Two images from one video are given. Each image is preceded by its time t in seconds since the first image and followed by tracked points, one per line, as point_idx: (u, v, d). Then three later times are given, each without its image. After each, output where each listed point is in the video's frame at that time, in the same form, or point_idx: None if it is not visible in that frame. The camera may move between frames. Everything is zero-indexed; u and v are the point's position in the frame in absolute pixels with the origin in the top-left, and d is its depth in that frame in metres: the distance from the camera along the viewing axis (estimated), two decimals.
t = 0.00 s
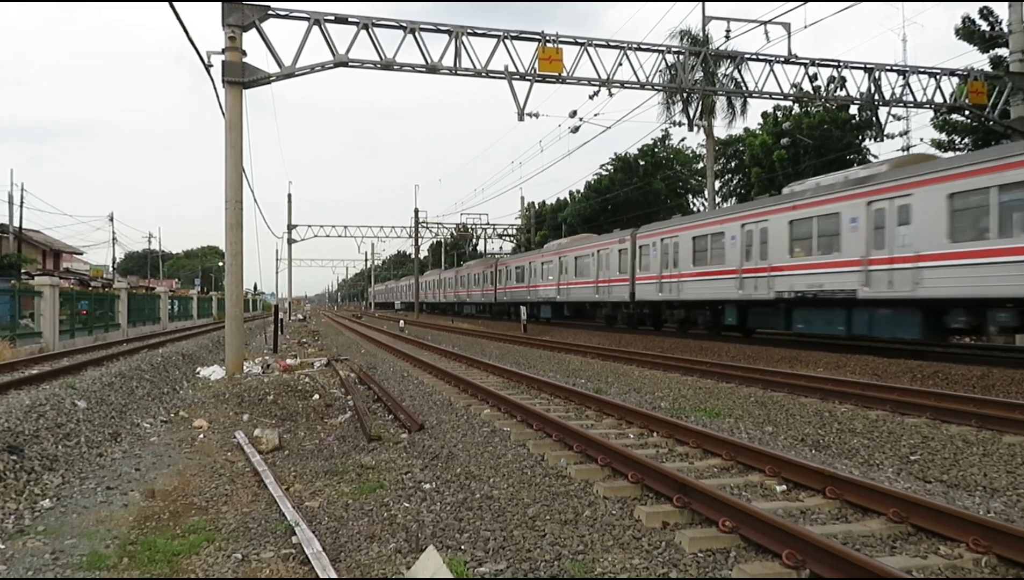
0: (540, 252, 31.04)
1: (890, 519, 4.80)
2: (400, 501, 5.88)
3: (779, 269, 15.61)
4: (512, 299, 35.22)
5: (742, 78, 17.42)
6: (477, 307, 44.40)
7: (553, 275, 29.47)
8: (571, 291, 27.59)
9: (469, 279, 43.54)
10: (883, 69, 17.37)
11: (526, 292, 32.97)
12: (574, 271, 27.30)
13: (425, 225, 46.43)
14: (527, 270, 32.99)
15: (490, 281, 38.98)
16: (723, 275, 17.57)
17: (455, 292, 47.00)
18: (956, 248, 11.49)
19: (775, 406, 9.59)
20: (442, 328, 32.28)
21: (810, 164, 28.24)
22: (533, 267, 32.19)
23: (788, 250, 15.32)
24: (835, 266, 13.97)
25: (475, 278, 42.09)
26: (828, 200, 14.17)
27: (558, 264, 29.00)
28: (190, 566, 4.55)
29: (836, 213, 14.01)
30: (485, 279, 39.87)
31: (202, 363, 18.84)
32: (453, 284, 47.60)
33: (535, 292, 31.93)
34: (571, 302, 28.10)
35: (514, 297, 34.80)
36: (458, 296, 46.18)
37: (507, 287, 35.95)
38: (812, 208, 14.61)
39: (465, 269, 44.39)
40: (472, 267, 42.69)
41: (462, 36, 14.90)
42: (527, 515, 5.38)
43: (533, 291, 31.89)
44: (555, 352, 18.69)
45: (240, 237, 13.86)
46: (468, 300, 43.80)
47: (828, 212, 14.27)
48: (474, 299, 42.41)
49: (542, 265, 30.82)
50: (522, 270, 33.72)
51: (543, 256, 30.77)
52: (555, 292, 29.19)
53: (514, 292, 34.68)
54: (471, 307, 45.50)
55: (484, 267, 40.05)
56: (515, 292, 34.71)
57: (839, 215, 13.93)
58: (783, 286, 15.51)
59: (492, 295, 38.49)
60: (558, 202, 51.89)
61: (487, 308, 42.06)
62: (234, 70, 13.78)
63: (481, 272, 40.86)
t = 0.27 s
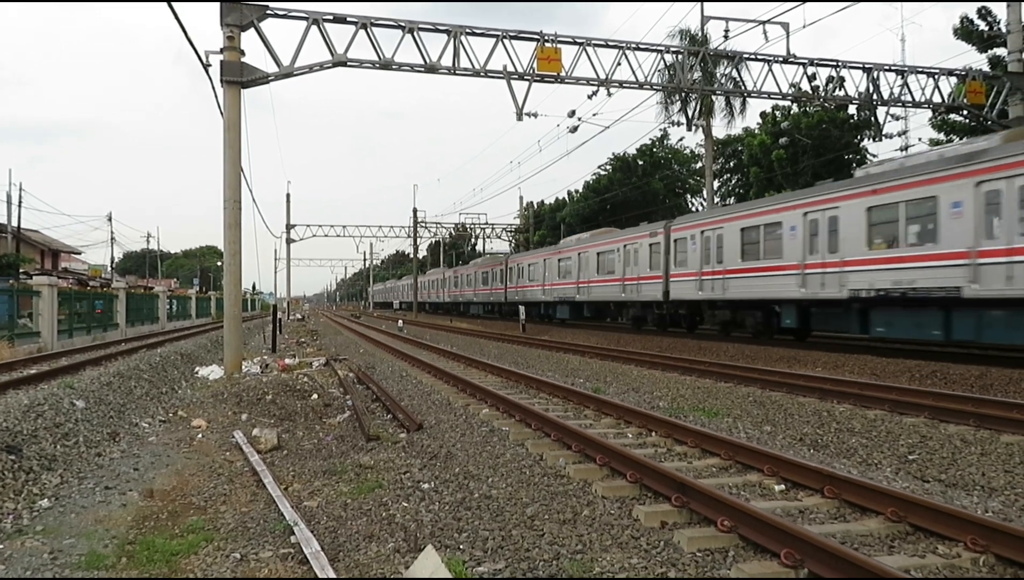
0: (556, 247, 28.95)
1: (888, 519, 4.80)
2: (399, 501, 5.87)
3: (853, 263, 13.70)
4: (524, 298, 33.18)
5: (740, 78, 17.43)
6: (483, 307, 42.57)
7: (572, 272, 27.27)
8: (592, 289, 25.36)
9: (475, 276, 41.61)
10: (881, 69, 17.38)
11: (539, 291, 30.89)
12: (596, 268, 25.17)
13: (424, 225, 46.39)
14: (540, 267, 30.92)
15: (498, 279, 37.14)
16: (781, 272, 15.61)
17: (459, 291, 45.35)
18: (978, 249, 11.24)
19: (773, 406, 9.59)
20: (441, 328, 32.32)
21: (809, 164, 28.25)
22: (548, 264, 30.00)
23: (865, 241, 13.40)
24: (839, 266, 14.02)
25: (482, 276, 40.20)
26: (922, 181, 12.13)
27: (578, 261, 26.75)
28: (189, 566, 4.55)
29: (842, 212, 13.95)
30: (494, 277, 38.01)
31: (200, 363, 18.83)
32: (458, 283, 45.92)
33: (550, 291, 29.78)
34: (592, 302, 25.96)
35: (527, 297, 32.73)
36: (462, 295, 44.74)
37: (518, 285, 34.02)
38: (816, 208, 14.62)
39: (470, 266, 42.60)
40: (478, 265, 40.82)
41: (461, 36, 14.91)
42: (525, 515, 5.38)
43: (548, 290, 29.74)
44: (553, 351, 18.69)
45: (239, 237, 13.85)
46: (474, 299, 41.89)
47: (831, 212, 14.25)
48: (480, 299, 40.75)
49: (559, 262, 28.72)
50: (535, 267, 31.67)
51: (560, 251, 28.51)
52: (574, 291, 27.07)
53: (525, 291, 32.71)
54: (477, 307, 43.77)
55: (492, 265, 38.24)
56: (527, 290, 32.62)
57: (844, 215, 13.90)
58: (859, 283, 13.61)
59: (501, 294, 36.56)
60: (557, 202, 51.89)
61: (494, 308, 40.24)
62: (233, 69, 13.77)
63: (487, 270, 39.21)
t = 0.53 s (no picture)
0: (575, 243, 27.02)
1: (886, 518, 4.80)
2: (397, 501, 5.87)
3: (852, 262, 13.85)
4: (536, 297, 31.26)
5: (738, 78, 17.44)
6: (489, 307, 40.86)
7: (594, 270, 25.29)
8: (619, 288, 23.33)
9: (482, 275, 39.86)
10: (879, 69, 17.40)
11: (555, 290, 28.94)
12: (622, 265, 23.20)
13: (422, 225, 46.38)
14: (556, 265, 28.98)
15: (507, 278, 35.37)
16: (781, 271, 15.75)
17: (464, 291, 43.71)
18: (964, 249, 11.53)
19: (771, 405, 9.61)
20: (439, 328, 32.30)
21: (806, 163, 28.28)
22: (566, 260, 27.96)
23: (921, 234, 12.28)
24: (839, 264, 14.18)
25: (489, 275, 38.47)
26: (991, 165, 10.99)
27: (602, 257, 24.76)
28: (186, 567, 4.54)
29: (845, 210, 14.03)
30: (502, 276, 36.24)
31: (198, 363, 18.81)
32: (463, 283, 44.29)
33: (569, 290, 27.78)
34: (616, 302, 24.05)
35: (541, 296, 30.74)
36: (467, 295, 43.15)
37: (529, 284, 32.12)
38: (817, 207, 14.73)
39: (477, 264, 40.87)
40: (485, 264, 39.15)
41: (459, 35, 14.89)
42: (523, 514, 5.38)
43: (566, 289, 27.75)
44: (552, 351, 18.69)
45: (237, 236, 13.83)
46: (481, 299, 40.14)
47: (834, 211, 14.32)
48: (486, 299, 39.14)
49: (579, 259, 26.75)
50: (550, 265, 29.71)
51: (581, 247, 26.54)
52: (596, 290, 25.10)
53: (538, 290, 30.86)
54: (483, 308, 42.01)
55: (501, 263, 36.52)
56: (542, 290, 30.64)
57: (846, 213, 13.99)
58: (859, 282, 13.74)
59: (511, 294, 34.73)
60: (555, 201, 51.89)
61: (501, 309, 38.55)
62: (230, 69, 13.74)
63: (494, 268, 37.55)
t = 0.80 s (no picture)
0: (595, 236, 24.80)
1: (881, 516, 4.81)
2: (393, 499, 5.86)
3: (832, 263, 14.05)
4: (551, 296, 29.15)
5: (735, 77, 17.44)
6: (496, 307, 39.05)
7: (620, 266, 22.94)
8: (649, 285, 21.06)
9: (489, 273, 37.97)
10: (875, 68, 17.42)
11: (573, 287, 26.80)
12: (653, 260, 20.86)
13: (419, 224, 46.32)
14: (573, 260, 26.83)
15: (517, 276, 33.47)
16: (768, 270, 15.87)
17: (470, 289, 41.87)
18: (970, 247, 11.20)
19: (768, 403, 9.62)
20: (437, 327, 32.29)
21: (803, 162, 28.31)
22: (586, 255, 25.73)
23: (902, 236, 12.40)
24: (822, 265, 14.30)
25: (497, 273, 36.60)
26: (970, 168, 11.07)
27: (628, 250, 22.44)
28: (182, 565, 4.52)
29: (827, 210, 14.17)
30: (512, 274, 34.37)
31: (195, 362, 18.77)
32: (468, 281, 42.44)
33: (590, 288, 25.50)
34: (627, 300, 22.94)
35: (557, 295, 28.54)
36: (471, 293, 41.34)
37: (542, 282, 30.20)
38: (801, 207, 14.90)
39: (483, 262, 39.01)
40: (492, 261, 37.35)
41: (456, 33, 14.87)
42: (520, 513, 5.37)
43: (587, 286, 25.53)
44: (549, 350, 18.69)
45: (233, 235, 13.79)
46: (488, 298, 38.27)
47: (819, 210, 14.42)
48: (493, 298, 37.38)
49: (601, 253, 24.46)
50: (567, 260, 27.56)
51: (602, 241, 24.28)
52: (622, 288, 22.76)
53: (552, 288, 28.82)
54: (489, 307, 40.19)
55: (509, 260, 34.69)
56: (558, 288, 28.45)
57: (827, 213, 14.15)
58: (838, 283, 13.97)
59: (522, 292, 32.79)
60: (552, 200, 51.90)
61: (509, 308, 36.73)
62: (227, 67, 13.70)
63: (502, 265, 35.74)
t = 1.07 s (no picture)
0: (606, 233, 23.87)
1: (878, 515, 4.82)
2: (391, 498, 5.86)
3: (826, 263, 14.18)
4: (570, 295, 27.11)
5: (733, 76, 17.45)
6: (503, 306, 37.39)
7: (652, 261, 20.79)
8: (688, 282, 18.96)
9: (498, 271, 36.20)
10: (873, 68, 17.44)
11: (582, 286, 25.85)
12: (692, 255, 18.73)
13: (417, 223, 46.30)
14: (595, 256, 24.74)
15: (528, 273, 31.73)
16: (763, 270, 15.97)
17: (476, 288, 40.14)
18: (961, 247, 11.35)
19: (765, 403, 9.63)
20: (435, 326, 32.30)
21: (801, 162, 28.34)
22: (610, 250, 23.67)
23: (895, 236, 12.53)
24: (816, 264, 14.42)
25: (506, 270, 34.87)
26: (962, 169, 11.21)
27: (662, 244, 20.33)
28: (179, 565, 4.52)
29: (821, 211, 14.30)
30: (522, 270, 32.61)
31: (192, 361, 18.74)
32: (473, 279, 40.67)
33: (615, 286, 23.39)
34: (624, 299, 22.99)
35: (577, 294, 26.37)
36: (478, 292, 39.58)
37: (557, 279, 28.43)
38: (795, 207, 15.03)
39: (490, 259, 37.33)
40: (500, 258, 35.61)
41: (454, 32, 14.86)
42: (517, 512, 5.37)
43: (612, 284, 23.41)
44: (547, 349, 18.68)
45: (231, 234, 13.77)
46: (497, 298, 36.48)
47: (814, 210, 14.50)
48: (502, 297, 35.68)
49: (628, 248, 22.39)
50: (588, 255, 25.53)
51: (629, 235, 22.23)
52: (653, 286, 20.67)
53: (570, 286, 26.85)
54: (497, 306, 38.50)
55: (519, 256, 32.98)
56: (578, 287, 26.33)
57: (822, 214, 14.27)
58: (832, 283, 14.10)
59: (535, 291, 30.87)
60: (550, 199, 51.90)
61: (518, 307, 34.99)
62: (224, 66, 13.67)
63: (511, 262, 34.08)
